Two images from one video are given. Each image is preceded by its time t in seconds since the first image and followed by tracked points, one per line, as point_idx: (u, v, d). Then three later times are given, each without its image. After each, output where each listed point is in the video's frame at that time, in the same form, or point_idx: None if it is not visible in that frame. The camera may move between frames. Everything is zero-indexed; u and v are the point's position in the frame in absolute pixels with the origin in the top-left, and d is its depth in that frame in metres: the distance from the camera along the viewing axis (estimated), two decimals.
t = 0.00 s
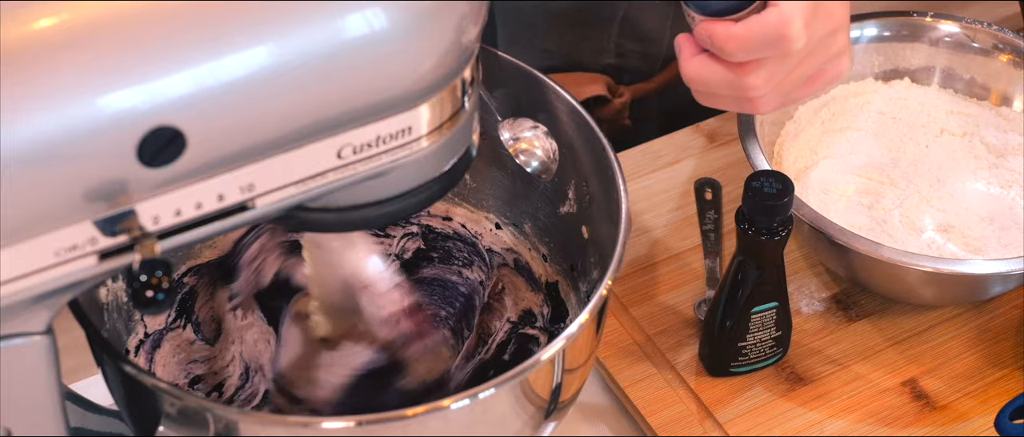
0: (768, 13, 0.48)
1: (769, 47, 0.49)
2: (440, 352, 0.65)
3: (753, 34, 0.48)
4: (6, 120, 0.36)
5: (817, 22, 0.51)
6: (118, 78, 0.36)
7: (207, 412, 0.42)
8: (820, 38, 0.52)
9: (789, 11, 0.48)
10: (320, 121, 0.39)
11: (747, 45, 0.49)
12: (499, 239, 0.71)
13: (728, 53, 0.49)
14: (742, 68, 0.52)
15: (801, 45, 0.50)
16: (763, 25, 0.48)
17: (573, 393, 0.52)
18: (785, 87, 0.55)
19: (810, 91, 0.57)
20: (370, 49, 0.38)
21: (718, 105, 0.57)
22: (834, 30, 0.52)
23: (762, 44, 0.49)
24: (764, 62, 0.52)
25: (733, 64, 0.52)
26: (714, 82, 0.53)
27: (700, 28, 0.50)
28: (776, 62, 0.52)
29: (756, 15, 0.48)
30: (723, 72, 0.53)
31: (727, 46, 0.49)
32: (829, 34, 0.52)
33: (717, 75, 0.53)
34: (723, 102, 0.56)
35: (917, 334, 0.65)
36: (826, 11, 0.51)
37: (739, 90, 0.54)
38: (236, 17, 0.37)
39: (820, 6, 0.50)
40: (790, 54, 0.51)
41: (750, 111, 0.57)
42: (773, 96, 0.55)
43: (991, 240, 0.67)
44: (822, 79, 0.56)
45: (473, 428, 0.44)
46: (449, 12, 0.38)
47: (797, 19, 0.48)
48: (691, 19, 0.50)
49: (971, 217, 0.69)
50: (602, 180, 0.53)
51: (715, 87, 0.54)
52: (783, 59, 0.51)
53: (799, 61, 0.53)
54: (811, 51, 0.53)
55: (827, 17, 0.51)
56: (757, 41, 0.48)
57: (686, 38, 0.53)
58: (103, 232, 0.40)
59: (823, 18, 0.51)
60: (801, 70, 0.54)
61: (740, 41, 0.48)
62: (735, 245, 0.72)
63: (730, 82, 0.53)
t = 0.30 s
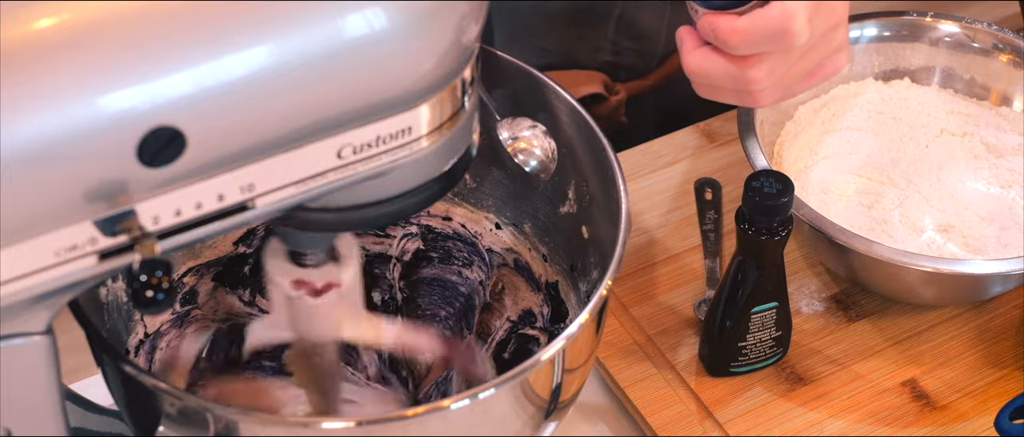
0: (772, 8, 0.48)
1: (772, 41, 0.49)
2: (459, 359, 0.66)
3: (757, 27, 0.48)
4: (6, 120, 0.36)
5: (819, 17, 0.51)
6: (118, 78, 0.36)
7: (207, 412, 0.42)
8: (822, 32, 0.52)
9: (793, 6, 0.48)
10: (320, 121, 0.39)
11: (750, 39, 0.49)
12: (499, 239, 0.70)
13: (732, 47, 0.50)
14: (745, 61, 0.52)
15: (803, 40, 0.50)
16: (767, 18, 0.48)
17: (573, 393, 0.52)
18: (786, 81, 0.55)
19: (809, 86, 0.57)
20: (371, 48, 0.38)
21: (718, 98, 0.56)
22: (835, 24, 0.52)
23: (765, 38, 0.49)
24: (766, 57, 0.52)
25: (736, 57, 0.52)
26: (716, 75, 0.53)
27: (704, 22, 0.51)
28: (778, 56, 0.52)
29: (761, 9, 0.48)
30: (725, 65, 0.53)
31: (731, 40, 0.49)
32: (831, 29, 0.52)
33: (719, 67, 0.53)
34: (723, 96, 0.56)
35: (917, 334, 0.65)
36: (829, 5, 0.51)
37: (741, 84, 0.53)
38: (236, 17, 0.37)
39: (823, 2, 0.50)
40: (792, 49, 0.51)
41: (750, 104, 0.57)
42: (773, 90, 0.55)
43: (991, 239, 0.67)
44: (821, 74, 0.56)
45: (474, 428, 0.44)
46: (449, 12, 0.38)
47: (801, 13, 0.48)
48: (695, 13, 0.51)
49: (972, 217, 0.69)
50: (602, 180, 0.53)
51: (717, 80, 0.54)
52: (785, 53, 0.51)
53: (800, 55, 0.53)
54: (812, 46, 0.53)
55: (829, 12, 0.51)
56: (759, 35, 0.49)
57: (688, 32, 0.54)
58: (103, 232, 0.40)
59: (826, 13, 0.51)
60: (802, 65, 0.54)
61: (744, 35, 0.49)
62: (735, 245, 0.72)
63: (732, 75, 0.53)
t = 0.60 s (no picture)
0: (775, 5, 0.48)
1: (774, 38, 0.49)
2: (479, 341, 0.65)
3: (759, 25, 0.48)
4: (6, 120, 0.36)
5: (822, 14, 0.51)
6: (118, 78, 0.36)
7: (207, 412, 0.42)
8: (824, 30, 0.52)
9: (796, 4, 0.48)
10: (320, 121, 0.39)
11: (753, 36, 0.49)
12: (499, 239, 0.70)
13: (735, 45, 0.50)
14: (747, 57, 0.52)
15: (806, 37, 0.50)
16: (768, 16, 0.48)
17: (574, 393, 0.52)
18: (787, 79, 0.55)
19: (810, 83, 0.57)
20: (371, 48, 0.38)
21: (720, 95, 0.56)
22: (837, 22, 0.52)
23: (768, 35, 0.49)
24: (768, 54, 0.52)
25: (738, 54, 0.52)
26: (718, 72, 0.53)
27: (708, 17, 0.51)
28: (780, 53, 0.52)
29: (763, 7, 0.48)
30: (727, 61, 0.53)
31: (734, 37, 0.49)
32: (833, 27, 0.52)
33: (721, 64, 0.53)
34: (725, 93, 0.55)
35: (917, 334, 0.66)
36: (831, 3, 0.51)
37: (744, 81, 0.53)
38: (236, 17, 0.37)
39: None
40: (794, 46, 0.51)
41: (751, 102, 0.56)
42: (776, 88, 0.55)
43: (991, 240, 0.67)
44: (822, 72, 0.56)
45: (473, 428, 0.44)
46: (449, 12, 0.38)
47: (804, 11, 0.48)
48: (700, 9, 0.52)
49: (971, 217, 0.69)
50: (602, 180, 0.53)
51: (720, 77, 0.54)
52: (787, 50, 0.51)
53: (802, 53, 0.53)
54: (814, 44, 0.53)
55: (832, 10, 0.51)
56: (762, 32, 0.49)
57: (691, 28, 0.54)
58: (103, 232, 0.40)
59: (829, 12, 0.51)
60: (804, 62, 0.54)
61: (747, 31, 0.49)
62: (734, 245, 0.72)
63: (733, 72, 0.53)
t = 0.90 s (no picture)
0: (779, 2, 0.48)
1: (778, 36, 0.49)
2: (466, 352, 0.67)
3: (762, 21, 0.48)
4: (6, 121, 0.36)
5: (826, 11, 0.51)
6: (118, 78, 0.36)
7: (207, 412, 0.42)
8: (826, 29, 0.52)
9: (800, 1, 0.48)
10: (321, 121, 0.39)
11: (756, 33, 0.49)
12: (499, 240, 0.70)
13: (738, 42, 0.50)
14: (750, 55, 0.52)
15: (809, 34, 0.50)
16: (771, 13, 0.48)
17: (573, 393, 0.52)
18: (788, 77, 0.55)
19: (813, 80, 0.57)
20: (371, 49, 0.38)
21: (722, 93, 0.56)
22: (839, 20, 0.52)
23: (771, 32, 0.49)
24: (771, 51, 0.52)
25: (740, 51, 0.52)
26: (720, 69, 0.53)
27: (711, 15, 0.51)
28: (783, 50, 0.52)
29: (765, 3, 0.48)
30: (729, 58, 0.53)
31: (736, 34, 0.49)
32: (835, 25, 0.52)
33: (723, 61, 0.53)
34: (727, 90, 0.55)
35: (917, 334, 0.66)
36: None
37: (746, 78, 0.53)
38: (236, 18, 0.37)
39: None
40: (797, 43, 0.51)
41: (754, 100, 0.56)
42: (778, 86, 0.55)
43: (992, 239, 0.67)
44: (824, 70, 0.56)
45: (473, 428, 0.44)
46: (449, 12, 0.38)
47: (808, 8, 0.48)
48: (701, 7, 0.52)
49: (971, 217, 0.69)
50: (601, 180, 0.53)
51: (723, 75, 0.54)
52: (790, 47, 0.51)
53: (805, 50, 0.53)
54: (817, 41, 0.53)
55: (835, 7, 0.51)
56: (764, 29, 0.49)
57: (693, 26, 0.54)
58: (103, 232, 0.40)
59: (832, 9, 0.51)
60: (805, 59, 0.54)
61: (749, 29, 0.49)
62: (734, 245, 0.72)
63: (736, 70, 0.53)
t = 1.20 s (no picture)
0: None
1: (764, 30, 0.49)
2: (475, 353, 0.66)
3: (750, 15, 0.49)
4: (6, 121, 0.36)
5: (811, 8, 0.51)
6: (118, 78, 0.36)
7: (207, 412, 0.42)
8: (813, 26, 0.53)
9: None
10: (320, 121, 0.39)
11: (743, 26, 0.49)
12: (499, 240, 0.71)
13: (724, 35, 0.50)
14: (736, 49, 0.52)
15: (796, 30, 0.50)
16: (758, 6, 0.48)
17: (574, 393, 0.52)
18: (776, 73, 0.55)
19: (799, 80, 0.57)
20: (371, 48, 0.38)
21: (709, 89, 0.56)
22: (826, 19, 0.53)
23: (757, 26, 0.49)
24: (757, 45, 0.52)
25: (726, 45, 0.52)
26: (707, 64, 0.53)
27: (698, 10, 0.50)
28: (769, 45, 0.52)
29: None
30: (716, 52, 0.52)
31: (722, 27, 0.49)
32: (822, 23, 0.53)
33: (710, 55, 0.53)
34: (712, 86, 0.55)
35: (917, 334, 0.66)
36: None
37: (732, 73, 0.53)
38: (236, 17, 0.37)
39: None
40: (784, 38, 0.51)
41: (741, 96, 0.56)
42: (765, 81, 0.55)
43: (992, 239, 0.67)
44: (813, 69, 0.56)
45: (473, 428, 0.44)
46: (449, 12, 0.38)
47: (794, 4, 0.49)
48: None
49: (971, 217, 0.69)
50: (601, 180, 0.53)
51: (708, 70, 0.53)
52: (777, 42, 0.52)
53: (791, 48, 0.53)
54: (804, 39, 0.53)
55: (822, 6, 0.52)
56: (751, 22, 0.49)
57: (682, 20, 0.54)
58: (103, 232, 0.40)
59: (818, 6, 0.51)
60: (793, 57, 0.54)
61: (736, 22, 0.49)
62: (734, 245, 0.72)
63: (722, 64, 0.53)
